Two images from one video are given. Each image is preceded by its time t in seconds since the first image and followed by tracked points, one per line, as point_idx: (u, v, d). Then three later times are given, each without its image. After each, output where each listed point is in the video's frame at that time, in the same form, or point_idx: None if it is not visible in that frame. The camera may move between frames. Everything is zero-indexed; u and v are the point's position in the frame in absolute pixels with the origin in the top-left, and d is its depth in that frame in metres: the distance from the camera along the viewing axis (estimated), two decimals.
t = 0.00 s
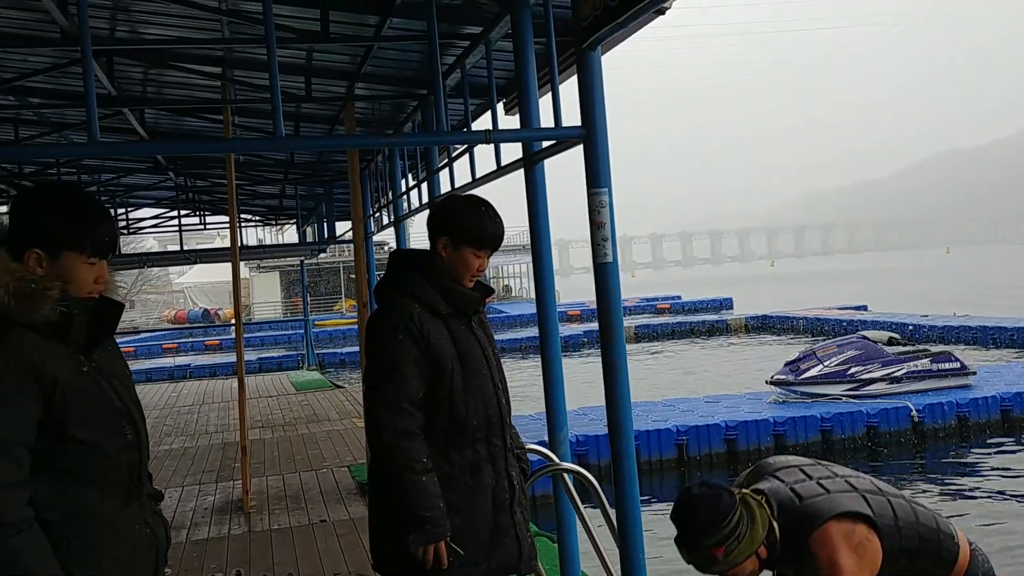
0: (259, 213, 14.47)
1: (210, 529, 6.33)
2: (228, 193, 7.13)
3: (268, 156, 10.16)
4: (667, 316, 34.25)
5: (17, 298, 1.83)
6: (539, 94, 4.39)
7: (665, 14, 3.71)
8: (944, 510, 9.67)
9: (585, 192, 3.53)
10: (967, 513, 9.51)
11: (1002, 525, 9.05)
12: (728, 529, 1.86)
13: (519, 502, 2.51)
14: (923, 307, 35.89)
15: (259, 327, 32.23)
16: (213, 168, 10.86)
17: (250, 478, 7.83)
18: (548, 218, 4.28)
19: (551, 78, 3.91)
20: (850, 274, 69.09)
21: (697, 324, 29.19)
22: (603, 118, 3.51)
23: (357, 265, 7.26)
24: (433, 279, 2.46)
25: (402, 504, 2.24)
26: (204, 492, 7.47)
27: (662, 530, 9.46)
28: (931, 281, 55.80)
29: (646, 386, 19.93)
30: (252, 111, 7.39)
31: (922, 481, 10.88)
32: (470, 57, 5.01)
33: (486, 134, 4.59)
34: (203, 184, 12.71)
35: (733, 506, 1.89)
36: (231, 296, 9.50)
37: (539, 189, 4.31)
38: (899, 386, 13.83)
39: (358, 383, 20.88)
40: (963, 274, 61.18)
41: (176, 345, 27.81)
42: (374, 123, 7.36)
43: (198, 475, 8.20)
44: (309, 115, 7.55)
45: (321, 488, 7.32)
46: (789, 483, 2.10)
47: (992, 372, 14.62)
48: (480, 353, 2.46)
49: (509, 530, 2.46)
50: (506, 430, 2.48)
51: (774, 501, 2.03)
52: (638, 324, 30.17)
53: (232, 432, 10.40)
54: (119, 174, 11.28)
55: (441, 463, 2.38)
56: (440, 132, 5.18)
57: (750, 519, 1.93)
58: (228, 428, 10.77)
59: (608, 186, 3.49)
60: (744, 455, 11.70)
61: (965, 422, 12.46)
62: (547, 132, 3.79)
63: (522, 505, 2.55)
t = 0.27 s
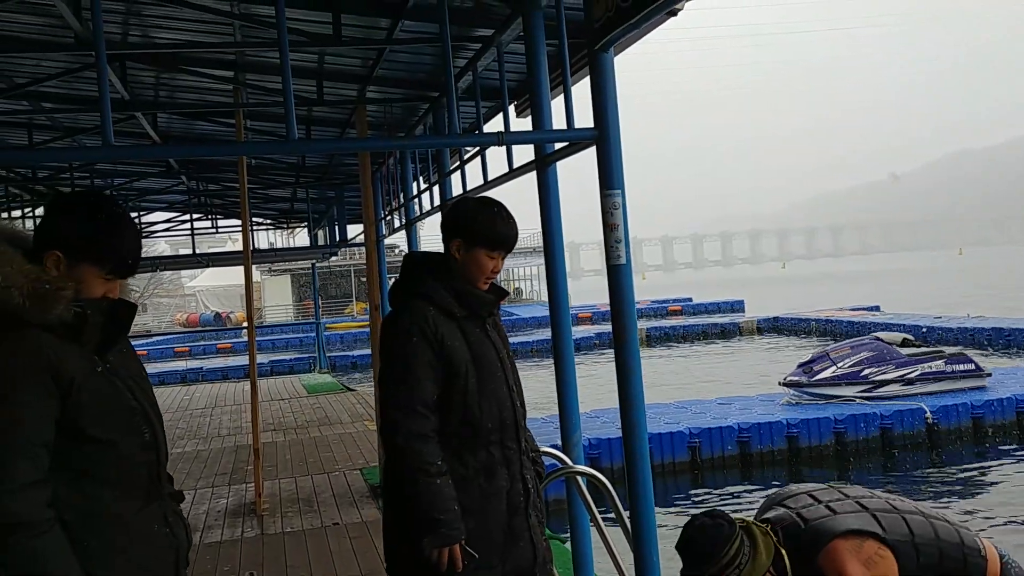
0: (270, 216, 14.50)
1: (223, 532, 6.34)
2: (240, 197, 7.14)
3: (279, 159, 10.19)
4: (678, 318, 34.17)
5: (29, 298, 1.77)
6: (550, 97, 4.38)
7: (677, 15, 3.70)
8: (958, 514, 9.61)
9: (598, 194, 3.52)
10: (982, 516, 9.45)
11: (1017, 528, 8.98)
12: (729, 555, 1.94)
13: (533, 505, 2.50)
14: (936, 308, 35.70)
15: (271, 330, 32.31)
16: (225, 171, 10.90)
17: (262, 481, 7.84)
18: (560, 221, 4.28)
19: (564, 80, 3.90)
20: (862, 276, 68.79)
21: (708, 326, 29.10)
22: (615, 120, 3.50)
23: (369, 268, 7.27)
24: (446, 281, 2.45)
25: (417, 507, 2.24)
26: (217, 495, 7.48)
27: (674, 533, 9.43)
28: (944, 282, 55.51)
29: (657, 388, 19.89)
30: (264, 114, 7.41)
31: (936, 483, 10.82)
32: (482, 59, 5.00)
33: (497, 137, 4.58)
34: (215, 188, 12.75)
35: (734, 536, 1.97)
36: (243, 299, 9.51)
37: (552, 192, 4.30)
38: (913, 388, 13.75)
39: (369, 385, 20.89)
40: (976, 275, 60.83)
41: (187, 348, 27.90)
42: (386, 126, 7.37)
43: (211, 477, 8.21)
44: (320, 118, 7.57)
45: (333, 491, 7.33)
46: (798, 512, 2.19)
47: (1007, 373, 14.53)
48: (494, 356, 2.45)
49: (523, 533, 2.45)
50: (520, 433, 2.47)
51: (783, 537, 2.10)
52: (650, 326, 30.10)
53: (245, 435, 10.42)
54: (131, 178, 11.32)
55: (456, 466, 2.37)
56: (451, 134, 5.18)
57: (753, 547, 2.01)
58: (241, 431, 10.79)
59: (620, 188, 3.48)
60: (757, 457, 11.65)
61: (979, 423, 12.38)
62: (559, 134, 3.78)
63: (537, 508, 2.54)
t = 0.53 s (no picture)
0: (286, 218, 14.55)
1: (242, 533, 6.36)
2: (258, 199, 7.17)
3: (295, 161, 10.23)
4: (693, 318, 34.07)
5: (62, 289, 1.80)
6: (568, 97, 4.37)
7: (695, 13, 3.69)
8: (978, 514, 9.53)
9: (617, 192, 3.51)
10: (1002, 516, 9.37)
11: None
12: (782, 481, 2.01)
13: (555, 505, 2.49)
14: (953, 308, 35.45)
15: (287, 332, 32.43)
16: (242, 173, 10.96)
17: (280, 482, 7.87)
18: (578, 221, 4.27)
19: (582, 80, 3.89)
20: (878, 275, 68.37)
21: (724, 327, 29.00)
22: (634, 118, 3.50)
23: (386, 268, 7.28)
24: (468, 280, 2.45)
25: (441, 506, 2.23)
26: (236, 496, 7.51)
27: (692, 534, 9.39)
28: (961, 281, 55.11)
29: (673, 389, 19.83)
30: (281, 116, 7.44)
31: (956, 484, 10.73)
32: (498, 60, 5.00)
33: (515, 137, 4.58)
34: (232, 190, 12.81)
35: (790, 460, 2.05)
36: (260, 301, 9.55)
37: (569, 192, 4.29)
38: (932, 388, 13.64)
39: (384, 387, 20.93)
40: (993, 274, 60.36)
41: (204, 350, 28.04)
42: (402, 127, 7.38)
43: (229, 479, 8.24)
44: (337, 120, 7.59)
45: (351, 491, 7.34)
46: (852, 453, 2.26)
47: None
48: (516, 355, 2.44)
49: (546, 533, 2.44)
50: (542, 432, 2.46)
51: (834, 468, 2.18)
52: (665, 326, 30.02)
53: (262, 436, 10.46)
54: (148, 180, 11.39)
55: (478, 465, 2.37)
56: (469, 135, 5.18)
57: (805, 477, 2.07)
58: (258, 432, 10.83)
59: (640, 187, 3.47)
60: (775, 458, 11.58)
61: (999, 423, 12.26)
62: (578, 133, 3.78)
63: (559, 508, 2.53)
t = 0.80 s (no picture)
0: (297, 221, 14.58)
1: (254, 536, 6.36)
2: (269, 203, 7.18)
3: (306, 164, 10.24)
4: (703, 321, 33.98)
5: (76, 296, 1.80)
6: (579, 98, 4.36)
7: (706, 14, 3.68)
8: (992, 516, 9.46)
9: (629, 194, 3.50)
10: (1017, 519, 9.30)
11: None
12: (865, 372, 1.75)
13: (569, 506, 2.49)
14: (965, 309, 35.26)
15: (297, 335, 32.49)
16: (252, 177, 10.98)
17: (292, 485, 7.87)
18: (589, 222, 4.26)
19: (593, 81, 3.88)
20: (889, 277, 68.09)
21: (734, 329, 28.91)
22: (646, 120, 3.49)
23: (396, 271, 7.28)
24: (482, 281, 2.44)
25: (460, 507, 2.22)
26: (247, 499, 7.52)
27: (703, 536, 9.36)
28: (973, 283, 54.82)
29: (683, 392, 19.76)
30: (291, 120, 7.45)
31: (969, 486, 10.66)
32: (509, 62, 5.00)
33: (526, 139, 4.57)
34: (242, 194, 12.85)
35: (872, 353, 1.77)
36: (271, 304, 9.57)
37: (581, 194, 4.29)
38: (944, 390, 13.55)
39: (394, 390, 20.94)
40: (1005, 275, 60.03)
41: (215, 354, 28.12)
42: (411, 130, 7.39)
43: (241, 482, 8.25)
44: (347, 123, 7.60)
45: (362, 495, 7.34)
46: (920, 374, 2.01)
47: None
48: (531, 356, 2.44)
49: (561, 535, 2.44)
50: (557, 434, 2.46)
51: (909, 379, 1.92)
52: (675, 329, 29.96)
53: (273, 440, 10.48)
54: (159, 184, 11.43)
55: (495, 466, 2.36)
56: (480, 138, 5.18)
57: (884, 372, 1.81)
58: (269, 435, 10.84)
59: (652, 188, 3.46)
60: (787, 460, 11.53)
61: (1013, 425, 12.17)
62: (589, 135, 3.77)
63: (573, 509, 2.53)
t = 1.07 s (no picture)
0: (292, 222, 14.56)
1: (249, 538, 6.36)
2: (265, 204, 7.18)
3: (301, 165, 10.23)
4: (698, 323, 34.00)
5: (59, 290, 1.80)
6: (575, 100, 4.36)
7: (702, 16, 3.68)
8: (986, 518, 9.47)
9: (625, 196, 3.50)
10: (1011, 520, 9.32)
11: None
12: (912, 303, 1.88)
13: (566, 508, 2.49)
14: (960, 312, 35.36)
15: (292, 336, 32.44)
16: (248, 178, 10.97)
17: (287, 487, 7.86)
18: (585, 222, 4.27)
19: (589, 83, 3.88)
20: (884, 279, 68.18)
21: (730, 331, 28.94)
22: (642, 122, 3.49)
23: (392, 272, 7.28)
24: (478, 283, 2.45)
25: (462, 509, 2.22)
26: (242, 501, 7.51)
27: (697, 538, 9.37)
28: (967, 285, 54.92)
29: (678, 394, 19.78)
30: (287, 121, 7.45)
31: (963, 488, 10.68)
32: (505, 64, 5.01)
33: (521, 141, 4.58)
34: (238, 196, 12.83)
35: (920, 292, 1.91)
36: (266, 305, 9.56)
37: (577, 196, 4.29)
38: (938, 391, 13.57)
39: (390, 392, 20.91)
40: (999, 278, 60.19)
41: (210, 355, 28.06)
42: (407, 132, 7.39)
43: (236, 484, 8.24)
44: (343, 125, 7.60)
45: (357, 497, 7.33)
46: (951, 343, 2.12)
47: None
48: (527, 359, 2.45)
49: (559, 536, 2.44)
50: (553, 435, 2.47)
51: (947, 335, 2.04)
52: (670, 331, 29.97)
53: (268, 441, 10.46)
54: (155, 185, 11.42)
55: (495, 468, 2.36)
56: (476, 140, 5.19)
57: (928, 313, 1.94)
58: (264, 437, 10.83)
59: (648, 190, 3.47)
60: (782, 462, 11.55)
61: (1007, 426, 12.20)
62: (585, 137, 3.77)
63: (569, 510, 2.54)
